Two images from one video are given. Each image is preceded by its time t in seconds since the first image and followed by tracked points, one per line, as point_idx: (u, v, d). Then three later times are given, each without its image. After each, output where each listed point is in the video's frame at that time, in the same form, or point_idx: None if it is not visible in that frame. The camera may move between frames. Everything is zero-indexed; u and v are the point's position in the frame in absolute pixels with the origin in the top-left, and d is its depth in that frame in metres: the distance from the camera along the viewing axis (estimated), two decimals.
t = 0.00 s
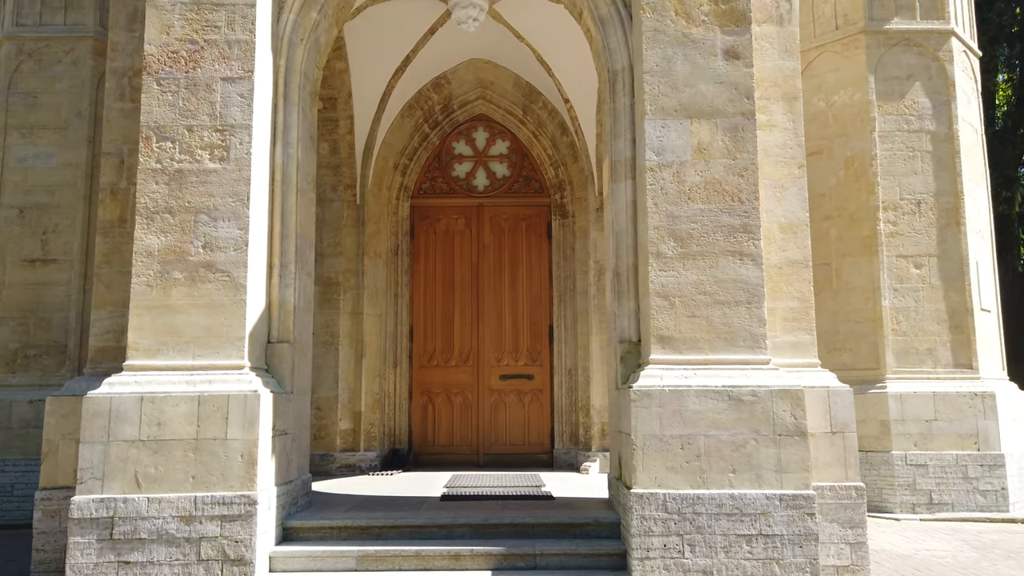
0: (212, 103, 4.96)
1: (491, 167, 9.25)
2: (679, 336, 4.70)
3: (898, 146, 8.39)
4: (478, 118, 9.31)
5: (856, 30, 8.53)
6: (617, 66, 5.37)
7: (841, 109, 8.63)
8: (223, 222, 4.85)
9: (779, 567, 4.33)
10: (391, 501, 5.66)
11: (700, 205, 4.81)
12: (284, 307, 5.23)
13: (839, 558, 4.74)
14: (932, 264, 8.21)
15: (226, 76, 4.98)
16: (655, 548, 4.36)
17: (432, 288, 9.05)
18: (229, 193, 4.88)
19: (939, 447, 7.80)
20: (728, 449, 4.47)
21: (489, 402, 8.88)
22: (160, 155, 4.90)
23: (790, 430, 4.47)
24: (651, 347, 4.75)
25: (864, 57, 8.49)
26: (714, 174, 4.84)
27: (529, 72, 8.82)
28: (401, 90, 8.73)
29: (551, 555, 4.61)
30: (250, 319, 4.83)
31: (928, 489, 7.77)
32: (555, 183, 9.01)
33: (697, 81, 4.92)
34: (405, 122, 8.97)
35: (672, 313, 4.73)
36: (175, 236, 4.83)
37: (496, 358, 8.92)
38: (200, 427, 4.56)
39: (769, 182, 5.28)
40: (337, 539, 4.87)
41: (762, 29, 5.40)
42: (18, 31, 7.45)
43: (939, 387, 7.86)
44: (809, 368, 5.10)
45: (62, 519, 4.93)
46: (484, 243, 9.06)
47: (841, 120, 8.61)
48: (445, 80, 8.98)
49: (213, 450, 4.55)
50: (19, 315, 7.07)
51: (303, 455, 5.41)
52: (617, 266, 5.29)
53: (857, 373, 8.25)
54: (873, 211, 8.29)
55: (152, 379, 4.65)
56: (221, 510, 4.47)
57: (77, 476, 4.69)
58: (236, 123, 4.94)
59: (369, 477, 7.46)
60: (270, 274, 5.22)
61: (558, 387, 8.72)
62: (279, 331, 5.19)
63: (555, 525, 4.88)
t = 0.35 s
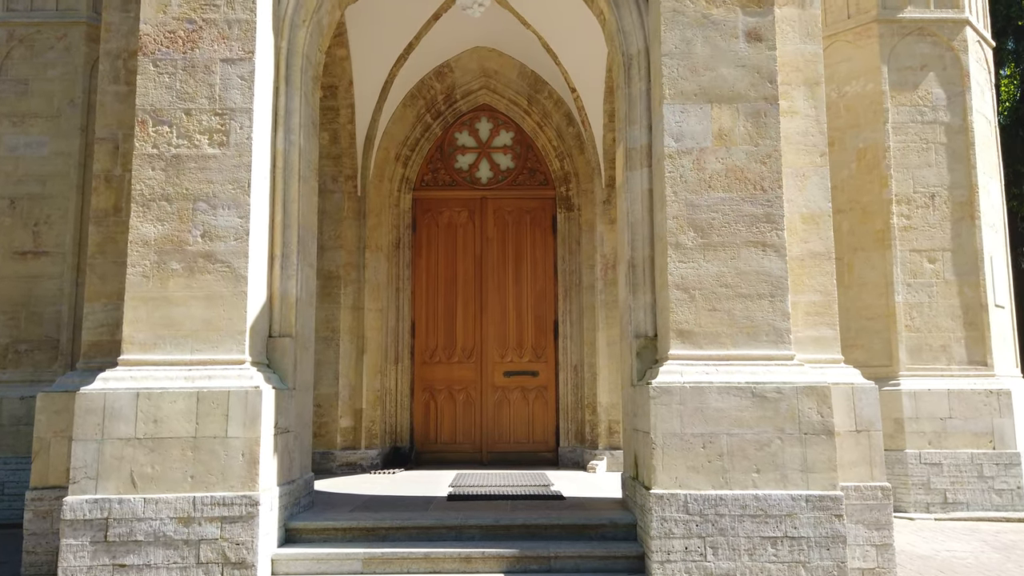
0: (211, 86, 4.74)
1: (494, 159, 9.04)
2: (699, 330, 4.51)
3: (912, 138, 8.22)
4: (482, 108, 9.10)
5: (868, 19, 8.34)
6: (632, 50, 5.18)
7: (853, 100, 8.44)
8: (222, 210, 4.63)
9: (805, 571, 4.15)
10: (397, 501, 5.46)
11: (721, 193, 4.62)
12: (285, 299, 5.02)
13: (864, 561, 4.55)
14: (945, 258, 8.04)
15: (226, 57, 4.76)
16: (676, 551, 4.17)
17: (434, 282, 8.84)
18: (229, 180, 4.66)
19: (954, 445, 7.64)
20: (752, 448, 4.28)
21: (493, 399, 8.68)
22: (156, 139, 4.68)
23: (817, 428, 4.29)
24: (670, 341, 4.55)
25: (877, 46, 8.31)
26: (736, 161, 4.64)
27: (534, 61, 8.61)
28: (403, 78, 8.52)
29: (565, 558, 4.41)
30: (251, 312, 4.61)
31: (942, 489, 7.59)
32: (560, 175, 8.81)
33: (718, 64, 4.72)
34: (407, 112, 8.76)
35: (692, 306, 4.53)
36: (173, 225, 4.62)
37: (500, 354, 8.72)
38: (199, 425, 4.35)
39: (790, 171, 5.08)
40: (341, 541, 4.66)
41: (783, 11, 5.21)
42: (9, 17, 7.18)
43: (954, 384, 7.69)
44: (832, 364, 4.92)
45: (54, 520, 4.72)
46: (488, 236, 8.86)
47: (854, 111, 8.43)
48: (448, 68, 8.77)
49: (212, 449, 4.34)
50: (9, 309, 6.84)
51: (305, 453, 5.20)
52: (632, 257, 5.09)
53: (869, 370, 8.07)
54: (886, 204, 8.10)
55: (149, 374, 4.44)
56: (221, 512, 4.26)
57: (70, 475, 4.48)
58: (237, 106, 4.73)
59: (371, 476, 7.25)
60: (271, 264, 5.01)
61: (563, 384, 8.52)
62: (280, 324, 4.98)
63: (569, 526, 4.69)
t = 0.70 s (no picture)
0: (210, 69, 4.51)
1: (499, 149, 8.83)
2: (722, 327, 4.31)
3: (927, 129, 8.01)
4: (486, 98, 8.88)
5: (883, 7, 8.14)
6: (650, 34, 4.97)
7: (867, 90, 8.23)
8: (222, 200, 4.42)
9: None
10: (403, 504, 5.26)
11: (744, 184, 4.42)
12: (288, 294, 4.80)
13: (891, 567, 4.37)
14: (961, 252, 7.85)
15: (226, 40, 4.54)
16: (700, 558, 3.99)
17: (437, 276, 8.63)
18: (230, 169, 4.44)
19: (970, 444, 7.48)
20: (778, 450, 4.09)
21: (497, 396, 8.49)
22: (153, 126, 4.46)
23: (846, 429, 4.10)
24: (692, 339, 4.36)
25: (891, 35, 8.11)
26: (760, 150, 4.45)
27: (540, 48, 8.38)
28: (406, 67, 8.28)
29: (582, 565, 4.22)
30: (252, 307, 4.40)
31: (957, 488, 7.41)
32: (566, 166, 8.60)
33: (741, 48, 4.52)
34: (409, 102, 8.53)
35: (714, 302, 4.33)
36: (170, 216, 4.40)
37: (505, 349, 8.53)
38: (198, 426, 4.14)
39: (814, 160, 4.89)
40: (347, 547, 4.46)
41: None
42: None
43: (970, 381, 7.53)
44: (858, 361, 4.73)
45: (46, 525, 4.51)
46: (492, 229, 8.65)
47: (867, 102, 8.23)
48: (452, 57, 8.54)
49: (213, 452, 4.13)
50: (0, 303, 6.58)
51: (309, 455, 5.00)
52: (649, 251, 4.89)
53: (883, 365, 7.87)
54: (900, 196, 7.92)
55: (146, 372, 4.23)
56: (222, 517, 4.06)
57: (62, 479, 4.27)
58: (237, 91, 4.50)
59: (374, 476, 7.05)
60: (272, 257, 4.79)
61: (569, 380, 8.33)
62: (283, 320, 4.76)
63: (585, 531, 4.50)
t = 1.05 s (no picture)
0: (205, 50, 4.30)
1: (501, 139, 8.62)
2: (742, 321, 4.12)
3: (939, 119, 7.70)
4: (487, 87, 8.67)
5: None
6: (666, 15, 4.77)
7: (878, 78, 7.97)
8: (219, 187, 4.20)
9: None
10: (406, 504, 5.07)
11: (765, 170, 4.23)
12: (287, 286, 4.59)
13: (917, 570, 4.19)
14: (974, 245, 7.61)
15: (221, 19, 4.32)
16: (721, 563, 3.80)
17: (438, 269, 8.43)
18: (226, 154, 4.23)
19: (983, 440, 7.24)
20: (803, 449, 3.91)
21: (500, 391, 8.30)
22: (146, 109, 4.25)
23: (873, 428, 3.92)
24: (711, 333, 4.17)
25: (904, 23, 7.79)
26: (782, 135, 4.26)
27: (544, 35, 8.16)
28: (406, 54, 8.06)
29: (597, 569, 4.03)
30: (250, 300, 4.19)
31: (971, 486, 7.16)
32: (570, 156, 8.40)
33: (762, 29, 4.32)
34: (409, 90, 8.31)
35: (734, 294, 4.15)
36: (164, 203, 4.19)
37: (507, 344, 8.34)
38: (194, 424, 3.94)
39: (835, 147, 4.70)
40: (349, 550, 4.26)
41: None
42: None
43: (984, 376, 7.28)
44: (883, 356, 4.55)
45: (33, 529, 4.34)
46: (494, 221, 8.44)
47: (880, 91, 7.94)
48: (453, 44, 8.33)
49: (209, 451, 3.93)
50: None
51: (309, 454, 4.80)
52: (664, 242, 4.69)
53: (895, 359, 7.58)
54: (913, 187, 7.58)
55: (138, 368, 4.02)
56: (219, 521, 3.86)
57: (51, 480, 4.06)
58: (234, 73, 4.29)
59: (374, 474, 6.85)
60: (271, 248, 4.58)
61: (573, 375, 8.15)
62: (282, 313, 4.56)
63: (599, 533, 4.31)
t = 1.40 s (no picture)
0: (194, 33, 4.03)
1: (502, 132, 8.37)
2: (766, 322, 3.89)
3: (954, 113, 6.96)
4: (488, 77, 8.41)
5: None
6: None
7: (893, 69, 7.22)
8: (209, 179, 3.94)
9: None
10: (407, 513, 4.83)
11: (790, 162, 3.99)
12: (282, 284, 4.33)
13: None
14: (990, 241, 6.89)
15: None
16: None
17: (437, 265, 8.18)
18: (217, 144, 3.97)
19: (1001, 442, 6.59)
20: (831, 459, 3.67)
21: (501, 391, 8.06)
22: (131, 96, 3.98)
23: (906, 436, 3.69)
24: (733, 335, 3.93)
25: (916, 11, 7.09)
26: (808, 125, 4.01)
27: (546, 23, 7.88)
28: (405, 43, 7.78)
29: None
30: (243, 300, 3.94)
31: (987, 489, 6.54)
32: (573, 149, 8.14)
33: (786, 12, 4.07)
34: (408, 80, 8.04)
35: (758, 294, 3.91)
36: (151, 196, 3.92)
37: (509, 342, 8.10)
38: (182, 433, 3.69)
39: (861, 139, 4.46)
40: (348, 565, 4.02)
41: None
42: None
43: (1001, 375, 6.61)
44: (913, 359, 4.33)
45: (12, 542, 4.09)
46: (495, 216, 8.19)
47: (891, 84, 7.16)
48: (453, 32, 8.05)
49: (198, 462, 3.67)
50: None
51: (306, 461, 4.55)
52: (680, 238, 4.45)
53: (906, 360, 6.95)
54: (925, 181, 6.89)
55: (122, 372, 3.75)
56: (209, 536, 3.61)
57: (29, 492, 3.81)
58: (225, 58, 4.02)
59: (372, 479, 6.59)
60: (265, 244, 4.32)
61: (577, 375, 7.92)
62: (277, 313, 4.30)
63: (613, 547, 4.08)
